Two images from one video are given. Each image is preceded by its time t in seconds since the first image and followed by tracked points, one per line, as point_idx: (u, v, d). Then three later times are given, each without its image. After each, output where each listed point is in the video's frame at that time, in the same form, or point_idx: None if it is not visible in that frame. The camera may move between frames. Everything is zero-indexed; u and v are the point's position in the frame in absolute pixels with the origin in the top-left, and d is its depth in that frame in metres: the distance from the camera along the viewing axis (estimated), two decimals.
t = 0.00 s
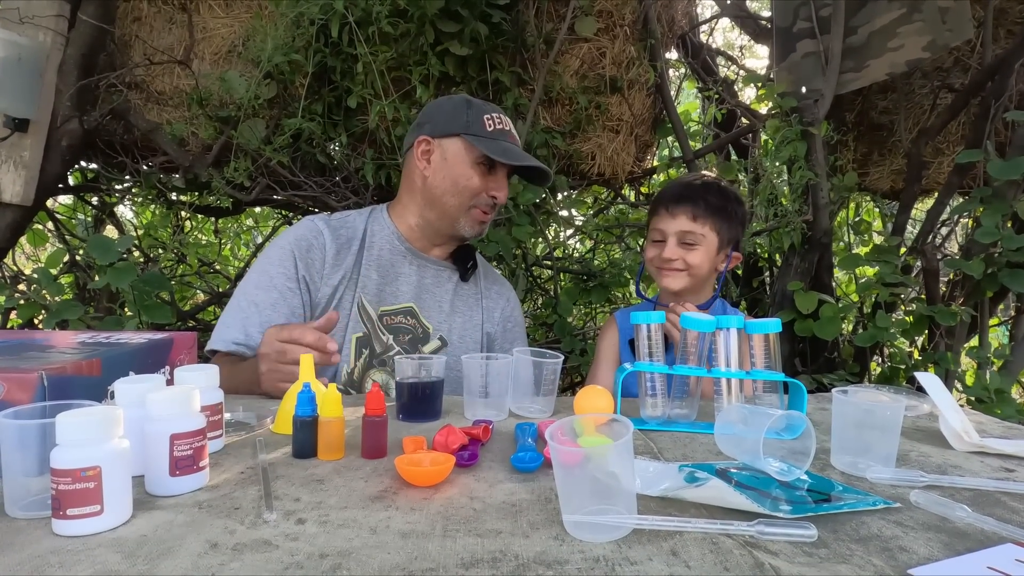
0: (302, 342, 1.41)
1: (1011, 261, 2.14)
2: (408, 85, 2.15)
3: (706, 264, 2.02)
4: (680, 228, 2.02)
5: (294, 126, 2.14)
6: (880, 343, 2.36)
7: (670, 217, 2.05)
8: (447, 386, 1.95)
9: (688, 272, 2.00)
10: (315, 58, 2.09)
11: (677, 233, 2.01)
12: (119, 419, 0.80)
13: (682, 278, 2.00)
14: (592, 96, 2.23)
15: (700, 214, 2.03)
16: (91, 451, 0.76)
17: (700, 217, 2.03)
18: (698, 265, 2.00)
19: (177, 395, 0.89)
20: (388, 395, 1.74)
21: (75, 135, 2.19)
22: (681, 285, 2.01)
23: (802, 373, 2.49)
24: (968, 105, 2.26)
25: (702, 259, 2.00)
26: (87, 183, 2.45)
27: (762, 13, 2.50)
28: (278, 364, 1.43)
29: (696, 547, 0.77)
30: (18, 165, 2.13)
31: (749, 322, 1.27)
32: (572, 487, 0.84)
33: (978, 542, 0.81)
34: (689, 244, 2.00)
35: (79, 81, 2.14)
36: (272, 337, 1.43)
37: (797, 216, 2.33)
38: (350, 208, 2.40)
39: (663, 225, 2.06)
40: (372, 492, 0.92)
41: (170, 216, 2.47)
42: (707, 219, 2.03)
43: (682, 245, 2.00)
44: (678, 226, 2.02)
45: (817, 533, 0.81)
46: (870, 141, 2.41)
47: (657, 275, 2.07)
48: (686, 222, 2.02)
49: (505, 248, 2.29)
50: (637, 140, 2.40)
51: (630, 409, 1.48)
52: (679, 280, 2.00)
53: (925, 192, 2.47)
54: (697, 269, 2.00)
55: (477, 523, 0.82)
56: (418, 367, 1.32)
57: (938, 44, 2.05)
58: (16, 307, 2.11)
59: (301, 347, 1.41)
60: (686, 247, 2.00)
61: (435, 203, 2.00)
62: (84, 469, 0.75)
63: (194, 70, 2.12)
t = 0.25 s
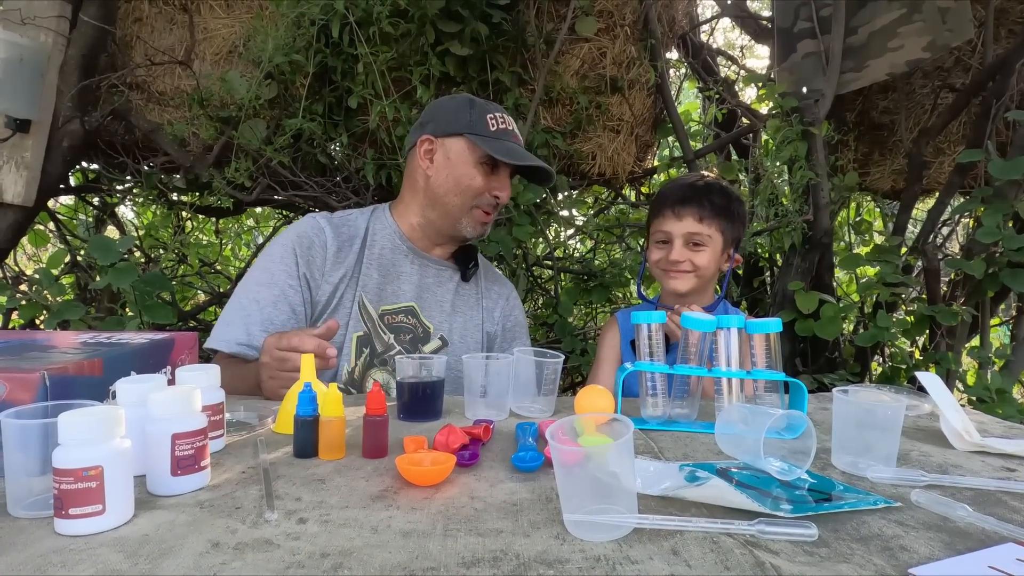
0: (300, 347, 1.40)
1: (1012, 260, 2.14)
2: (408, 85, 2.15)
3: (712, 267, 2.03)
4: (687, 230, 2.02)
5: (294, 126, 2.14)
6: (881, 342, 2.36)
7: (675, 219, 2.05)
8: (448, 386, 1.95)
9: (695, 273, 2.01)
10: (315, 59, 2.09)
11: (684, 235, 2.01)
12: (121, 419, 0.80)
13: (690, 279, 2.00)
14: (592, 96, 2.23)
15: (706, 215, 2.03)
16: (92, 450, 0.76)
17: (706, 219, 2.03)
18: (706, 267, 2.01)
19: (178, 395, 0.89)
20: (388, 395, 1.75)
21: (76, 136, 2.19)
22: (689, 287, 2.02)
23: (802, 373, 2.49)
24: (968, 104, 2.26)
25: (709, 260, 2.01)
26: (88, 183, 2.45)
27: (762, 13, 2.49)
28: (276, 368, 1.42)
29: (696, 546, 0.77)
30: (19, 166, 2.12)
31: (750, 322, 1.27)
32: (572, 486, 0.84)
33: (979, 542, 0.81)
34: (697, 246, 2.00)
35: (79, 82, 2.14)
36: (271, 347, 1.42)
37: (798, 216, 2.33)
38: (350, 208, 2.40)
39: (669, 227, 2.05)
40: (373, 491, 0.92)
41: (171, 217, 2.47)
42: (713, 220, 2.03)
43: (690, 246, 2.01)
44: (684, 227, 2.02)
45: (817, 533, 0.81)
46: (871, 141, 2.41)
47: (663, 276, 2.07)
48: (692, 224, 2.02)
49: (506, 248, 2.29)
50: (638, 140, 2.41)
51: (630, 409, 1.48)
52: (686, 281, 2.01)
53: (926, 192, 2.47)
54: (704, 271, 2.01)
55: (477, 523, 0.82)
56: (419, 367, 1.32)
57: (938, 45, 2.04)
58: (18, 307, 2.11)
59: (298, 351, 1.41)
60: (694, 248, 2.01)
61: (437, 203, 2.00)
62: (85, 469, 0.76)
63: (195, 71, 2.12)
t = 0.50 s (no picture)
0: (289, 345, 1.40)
1: (1011, 259, 2.14)
2: (408, 85, 2.15)
3: (717, 265, 2.03)
4: (694, 229, 2.00)
5: (294, 125, 2.14)
6: (881, 342, 2.36)
7: (682, 217, 2.02)
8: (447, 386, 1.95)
9: (702, 272, 2.01)
10: (314, 58, 2.09)
11: (690, 235, 1.99)
12: (119, 418, 0.80)
13: (697, 278, 2.00)
14: (592, 95, 2.23)
15: (713, 214, 2.02)
16: (91, 450, 0.76)
17: (713, 216, 2.02)
18: (712, 266, 2.01)
19: (176, 395, 0.89)
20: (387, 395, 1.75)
21: (75, 135, 2.19)
22: (696, 286, 2.01)
23: (802, 372, 2.49)
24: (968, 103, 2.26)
25: (715, 259, 2.01)
26: (88, 183, 2.45)
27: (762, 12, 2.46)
28: (269, 368, 1.43)
29: (694, 546, 0.77)
30: (18, 165, 2.13)
31: (748, 321, 1.27)
32: (570, 485, 0.84)
33: (977, 541, 0.81)
34: (703, 245, 1.99)
35: (79, 81, 2.14)
36: (261, 350, 1.42)
37: (798, 215, 2.33)
38: (350, 207, 2.39)
39: (674, 227, 2.02)
40: (371, 491, 0.92)
41: (171, 216, 2.47)
42: (717, 220, 2.03)
43: (696, 246, 2.00)
44: (691, 227, 2.00)
45: (815, 532, 0.81)
46: (871, 140, 2.41)
47: (667, 276, 2.06)
48: (699, 224, 2.00)
49: (506, 248, 2.29)
50: (637, 140, 2.41)
51: (629, 409, 1.48)
52: (692, 281, 2.00)
53: (926, 191, 2.47)
54: (711, 270, 2.01)
55: (475, 522, 0.82)
56: (418, 367, 1.33)
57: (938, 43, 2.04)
58: (17, 307, 2.11)
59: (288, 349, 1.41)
60: (700, 248, 2.00)
61: (438, 203, 2.00)
62: (83, 468, 0.76)
63: (194, 70, 2.12)
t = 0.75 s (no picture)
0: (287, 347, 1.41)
1: (1009, 261, 2.14)
2: (406, 87, 2.15)
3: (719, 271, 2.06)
4: (697, 239, 2.00)
5: (293, 128, 2.14)
6: (880, 343, 2.36)
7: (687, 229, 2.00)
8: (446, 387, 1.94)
9: (707, 278, 2.04)
10: (313, 60, 2.09)
11: (695, 244, 1.99)
12: (117, 421, 0.80)
13: (703, 285, 2.02)
14: (590, 97, 2.23)
15: (713, 218, 2.03)
16: (89, 453, 0.77)
17: (714, 223, 2.03)
18: (715, 270, 2.03)
19: (174, 397, 0.90)
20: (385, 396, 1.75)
21: (74, 138, 2.19)
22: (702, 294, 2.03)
23: (802, 373, 2.49)
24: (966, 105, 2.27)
25: (718, 263, 2.04)
26: (86, 186, 2.45)
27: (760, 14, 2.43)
28: (267, 371, 1.43)
29: (691, 547, 0.77)
30: (16, 169, 2.13)
31: (746, 323, 1.27)
32: (568, 487, 0.85)
33: (974, 543, 0.81)
34: (705, 250, 2.02)
35: (78, 84, 2.13)
36: (258, 353, 1.42)
37: (797, 216, 2.34)
38: (349, 210, 2.39)
39: (677, 238, 2.00)
40: (370, 493, 0.92)
41: (170, 219, 2.47)
42: (716, 224, 2.04)
43: (699, 253, 2.01)
44: (695, 237, 1.99)
45: (813, 533, 0.82)
46: (869, 142, 2.41)
47: (671, 287, 2.07)
48: (704, 232, 2.00)
49: (505, 250, 2.29)
50: (636, 141, 2.41)
51: (627, 410, 1.48)
52: (698, 289, 2.02)
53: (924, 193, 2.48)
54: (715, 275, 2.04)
55: (474, 524, 0.82)
56: (417, 369, 1.33)
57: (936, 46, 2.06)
58: (16, 310, 2.11)
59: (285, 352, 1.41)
60: (703, 254, 2.01)
61: (434, 203, 2.01)
62: (81, 472, 0.76)
63: (193, 73, 2.12)
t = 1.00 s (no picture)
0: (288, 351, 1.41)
1: (1007, 261, 2.15)
2: (405, 89, 2.16)
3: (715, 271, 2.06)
4: (696, 237, 2.00)
5: (291, 130, 2.14)
6: (878, 343, 2.36)
7: (684, 228, 2.00)
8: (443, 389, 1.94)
9: (705, 280, 2.04)
10: (311, 62, 2.10)
11: (692, 244, 1.99)
12: (115, 425, 0.80)
13: (700, 287, 2.03)
14: (588, 98, 2.24)
15: (711, 217, 2.04)
16: (87, 457, 0.76)
17: (710, 221, 2.04)
18: (711, 271, 2.03)
19: (173, 400, 0.90)
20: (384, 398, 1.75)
21: (72, 141, 2.19)
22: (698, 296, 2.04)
23: (801, 373, 2.49)
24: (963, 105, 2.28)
25: (714, 264, 2.04)
26: (84, 188, 2.45)
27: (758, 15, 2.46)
28: (264, 375, 1.42)
29: (691, 548, 0.77)
30: (14, 172, 2.11)
31: (745, 323, 1.27)
32: (566, 488, 0.84)
33: (972, 543, 0.81)
34: (703, 250, 2.02)
35: (75, 87, 2.13)
36: (254, 356, 1.42)
37: (794, 217, 2.34)
38: (348, 211, 2.40)
39: (675, 236, 2.01)
40: (369, 495, 0.92)
41: (168, 221, 2.47)
42: (713, 223, 2.05)
43: (697, 253, 2.01)
44: (693, 236, 1.99)
45: (812, 534, 0.82)
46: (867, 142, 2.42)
47: (668, 287, 2.07)
48: (701, 232, 2.00)
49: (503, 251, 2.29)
50: (634, 143, 2.41)
51: (626, 411, 1.48)
52: (695, 291, 2.02)
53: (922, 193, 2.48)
54: (710, 276, 2.04)
55: (472, 526, 0.82)
56: (415, 370, 1.33)
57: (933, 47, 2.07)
58: (14, 313, 2.11)
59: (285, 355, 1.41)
60: (700, 254, 2.01)
61: (427, 204, 2.01)
62: (79, 475, 0.76)
63: (191, 75, 2.12)
